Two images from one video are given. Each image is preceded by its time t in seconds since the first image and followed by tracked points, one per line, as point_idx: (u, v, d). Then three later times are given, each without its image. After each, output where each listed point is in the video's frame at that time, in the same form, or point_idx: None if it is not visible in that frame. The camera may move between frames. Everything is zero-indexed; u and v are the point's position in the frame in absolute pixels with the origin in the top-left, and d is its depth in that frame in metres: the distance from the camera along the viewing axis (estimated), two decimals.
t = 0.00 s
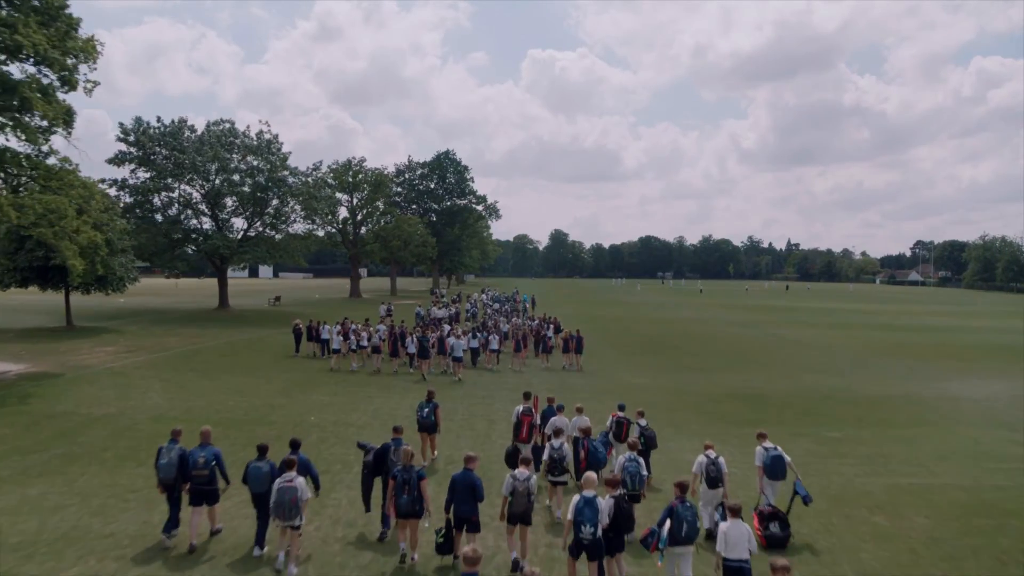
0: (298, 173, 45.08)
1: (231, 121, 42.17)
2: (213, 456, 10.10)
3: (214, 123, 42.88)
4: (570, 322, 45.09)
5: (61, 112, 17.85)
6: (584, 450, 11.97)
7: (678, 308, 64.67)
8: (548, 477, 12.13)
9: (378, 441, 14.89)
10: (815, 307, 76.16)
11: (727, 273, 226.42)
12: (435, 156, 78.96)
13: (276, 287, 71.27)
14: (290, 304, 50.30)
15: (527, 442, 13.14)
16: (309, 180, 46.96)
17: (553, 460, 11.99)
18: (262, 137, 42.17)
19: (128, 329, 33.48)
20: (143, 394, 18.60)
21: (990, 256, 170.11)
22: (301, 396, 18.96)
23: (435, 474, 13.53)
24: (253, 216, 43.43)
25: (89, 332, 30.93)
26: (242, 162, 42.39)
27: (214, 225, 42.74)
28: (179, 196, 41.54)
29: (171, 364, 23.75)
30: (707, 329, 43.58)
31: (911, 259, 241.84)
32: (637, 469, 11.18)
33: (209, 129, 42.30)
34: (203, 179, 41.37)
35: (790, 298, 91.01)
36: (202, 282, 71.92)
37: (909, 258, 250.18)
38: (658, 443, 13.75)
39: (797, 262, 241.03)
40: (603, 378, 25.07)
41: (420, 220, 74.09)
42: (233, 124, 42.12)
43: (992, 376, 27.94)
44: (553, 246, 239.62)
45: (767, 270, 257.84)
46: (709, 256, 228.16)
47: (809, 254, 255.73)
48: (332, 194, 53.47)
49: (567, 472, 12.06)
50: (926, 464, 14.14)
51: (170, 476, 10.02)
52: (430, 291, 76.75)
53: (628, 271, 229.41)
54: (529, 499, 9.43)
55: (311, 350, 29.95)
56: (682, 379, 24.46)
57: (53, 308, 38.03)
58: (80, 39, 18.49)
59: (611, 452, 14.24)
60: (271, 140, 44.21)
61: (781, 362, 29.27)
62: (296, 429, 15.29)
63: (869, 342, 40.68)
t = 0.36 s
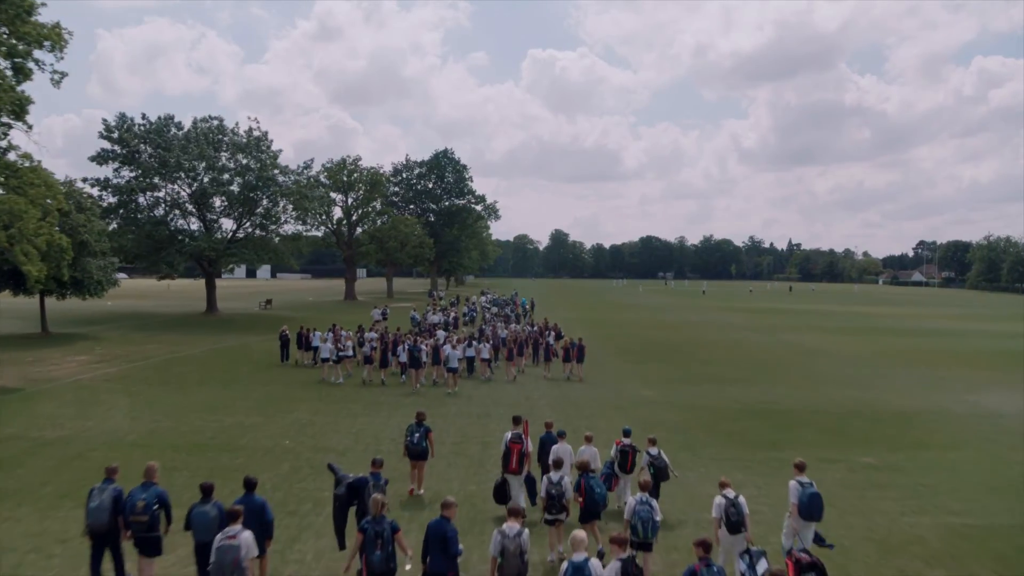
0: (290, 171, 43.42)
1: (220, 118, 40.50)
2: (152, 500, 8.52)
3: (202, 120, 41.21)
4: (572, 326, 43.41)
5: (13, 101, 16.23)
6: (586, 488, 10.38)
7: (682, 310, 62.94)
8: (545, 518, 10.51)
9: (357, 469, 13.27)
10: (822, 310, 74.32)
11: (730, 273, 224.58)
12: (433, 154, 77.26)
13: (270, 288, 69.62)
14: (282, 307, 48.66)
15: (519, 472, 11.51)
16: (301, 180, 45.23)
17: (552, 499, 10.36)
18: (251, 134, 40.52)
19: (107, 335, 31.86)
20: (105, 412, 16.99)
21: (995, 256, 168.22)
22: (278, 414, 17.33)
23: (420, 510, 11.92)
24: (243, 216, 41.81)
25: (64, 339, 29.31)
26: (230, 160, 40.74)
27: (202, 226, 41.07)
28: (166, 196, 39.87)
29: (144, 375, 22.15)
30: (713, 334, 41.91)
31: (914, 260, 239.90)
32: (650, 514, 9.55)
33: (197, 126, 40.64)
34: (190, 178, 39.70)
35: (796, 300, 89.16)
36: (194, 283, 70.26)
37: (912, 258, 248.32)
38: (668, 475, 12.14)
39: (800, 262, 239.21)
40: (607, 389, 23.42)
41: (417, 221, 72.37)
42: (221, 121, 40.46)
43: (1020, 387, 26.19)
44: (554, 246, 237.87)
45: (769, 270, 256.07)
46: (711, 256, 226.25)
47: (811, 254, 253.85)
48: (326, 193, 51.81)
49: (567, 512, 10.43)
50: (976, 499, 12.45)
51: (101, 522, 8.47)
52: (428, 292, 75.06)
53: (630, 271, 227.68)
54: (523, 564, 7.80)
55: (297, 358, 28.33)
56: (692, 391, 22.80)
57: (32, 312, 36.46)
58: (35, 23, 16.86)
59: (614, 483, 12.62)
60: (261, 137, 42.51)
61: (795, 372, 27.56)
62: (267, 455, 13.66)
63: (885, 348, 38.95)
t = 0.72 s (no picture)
0: (280, 170, 41.78)
1: (206, 115, 38.89)
2: (62, 565, 6.72)
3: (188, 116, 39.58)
4: (573, 331, 41.77)
5: None
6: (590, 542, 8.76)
7: (685, 313, 61.35)
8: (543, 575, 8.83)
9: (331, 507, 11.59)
10: (829, 313, 72.56)
11: (731, 274, 222.82)
12: (431, 153, 75.60)
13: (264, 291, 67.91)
14: (273, 311, 46.98)
15: (510, 515, 9.85)
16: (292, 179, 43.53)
17: (552, 552, 8.69)
18: (239, 131, 38.90)
19: (84, 343, 30.17)
20: (58, 436, 15.31)
21: (999, 257, 166.50)
22: (250, 436, 15.67)
23: (399, 558, 10.23)
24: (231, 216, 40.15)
25: (35, 348, 27.62)
26: (218, 159, 39.10)
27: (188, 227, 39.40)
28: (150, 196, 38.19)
29: (113, 390, 20.47)
30: (718, 339, 40.41)
31: (917, 260, 238.09)
32: (665, 574, 7.86)
33: (182, 124, 39.02)
34: (175, 177, 38.05)
35: (801, 303, 87.38)
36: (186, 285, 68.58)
37: (915, 258, 246.56)
38: (684, 513, 10.51)
39: (802, 263, 237.46)
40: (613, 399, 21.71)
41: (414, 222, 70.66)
42: (208, 117, 38.85)
43: None
44: (554, 247, 236.16)
45: (771, 271, 254.32)
46: (712, 257, 224.48)
47: (813, 254, 252.04)
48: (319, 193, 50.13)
49: (570, 568, 8.75)
50: None
51: None
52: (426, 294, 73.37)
53: (630, 272, 225.95)
54: None
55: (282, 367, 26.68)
56: (704, 404, 21.10)
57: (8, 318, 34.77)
58: None
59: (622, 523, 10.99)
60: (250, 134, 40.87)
61: (812, 382, 25.88)
62: (228, 491, 11.98)
63: (900, 353, 37.30)
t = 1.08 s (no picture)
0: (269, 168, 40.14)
1: (191, 111, 37.29)
2: None
3: (173, 113, 37.97)
4: (574, 337, 40.17)
5: None
6: None
7: (688, 316, 59.69)
8: None
9: (293, 557, 9.94)
10: (835, 315, 70.98)
11: (733, 274, 221.23)
12: (428, 152, 74.05)
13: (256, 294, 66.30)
14: (262, 315, 45.36)
15: (494, 573, 8.24)
16: (282, 179, 41.82)
17: None
18: (226, 128, 37.29)
19: (58, 351, 28.54)
20: None
21: (1004, 257, 164.73)
22: (214, 463, 14.04)
23: None
24: (218, 217, 38.47)
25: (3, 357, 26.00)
26: (204, 157, 37.45)
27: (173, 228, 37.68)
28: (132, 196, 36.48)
29: (75, 406, 18.84)
30: (724, 345, 38.81)
31: (919, 260, 236.52)
32: None
33: (167, 121, 37.38)
34: (159, 176, 36.37)
35: (806, 304, 85.73)
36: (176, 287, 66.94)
37: (918, 258, 244.88)
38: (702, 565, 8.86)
39: (804, 263, 235.89)
40: (617, 414, 20.07)
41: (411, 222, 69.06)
42: (193, 114, 37.24)
43: None
44: (554, 248, 234.60)
45: (772, 271, 252.82)
46: (714, 257, 222.87)
47: (815, 254, 250.47)
48: (311, 192, 48.52)
49: None
50: None
51: None
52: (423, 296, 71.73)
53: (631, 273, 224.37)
54: None
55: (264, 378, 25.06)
56: (717, 420, 19.45)
57: None
58: None
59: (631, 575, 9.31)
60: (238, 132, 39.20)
61: (829, 394, 24.27)
62: (176, 537, 10.35)
63: (915, 359, 35.67)
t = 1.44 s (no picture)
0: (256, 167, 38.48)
1: (174, 106, 35.67)
2: None
3: (155, 109, 36.35)
4: (574, 342, 38.48)
5: None
6: None
7: (692, 319, 57.95)
8: None
9: None
10: (842, 318, 69.16)
11: (734, 275, 219.46)
12: (425, 151, 72.38)
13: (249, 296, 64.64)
14: (251, 319, 43.69)
15: None
16: (270, 178, 40.13)
17: None
18: (210, 124, 35.68)
19: (26, 360, 26.87)
20: None
21: (1010, 257, 162.68)
22: (166, 498, 12.39)
23: None
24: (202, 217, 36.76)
25: None
26: (187, 154, 35.80)
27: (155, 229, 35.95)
28: (111, 195, 34.77)
29: (28, 426, 17.18)
30: (733, 351, 37.10)
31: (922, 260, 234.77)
32: None
33: (148, 116, 35.76)
34: (139, 173, 34.69)
35: (811, 306, 83.96)
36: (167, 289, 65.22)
37: (921, 258, 243.06)
38: None
39: (806, 263, 234.16)
40: (622, 432, 18.39)
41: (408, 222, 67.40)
42: (176, 109, 35.64)
43: None
44: (555, 247, 232.89)
45: (774, 271, 251.16)
46: (715, 257, 221.18)
47: (817, 254, 248.68)
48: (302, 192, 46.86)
49: None
50: None
51: None
52: (420, 298, 70.04)
53: (631, 273, 222.71)
54: None
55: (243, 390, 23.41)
56: (732, 440, 17.77)
57: None
58: None
59: None
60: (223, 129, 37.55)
61: (850, 408, 22.56)
62: None
63: (933, 367, 33.96)
